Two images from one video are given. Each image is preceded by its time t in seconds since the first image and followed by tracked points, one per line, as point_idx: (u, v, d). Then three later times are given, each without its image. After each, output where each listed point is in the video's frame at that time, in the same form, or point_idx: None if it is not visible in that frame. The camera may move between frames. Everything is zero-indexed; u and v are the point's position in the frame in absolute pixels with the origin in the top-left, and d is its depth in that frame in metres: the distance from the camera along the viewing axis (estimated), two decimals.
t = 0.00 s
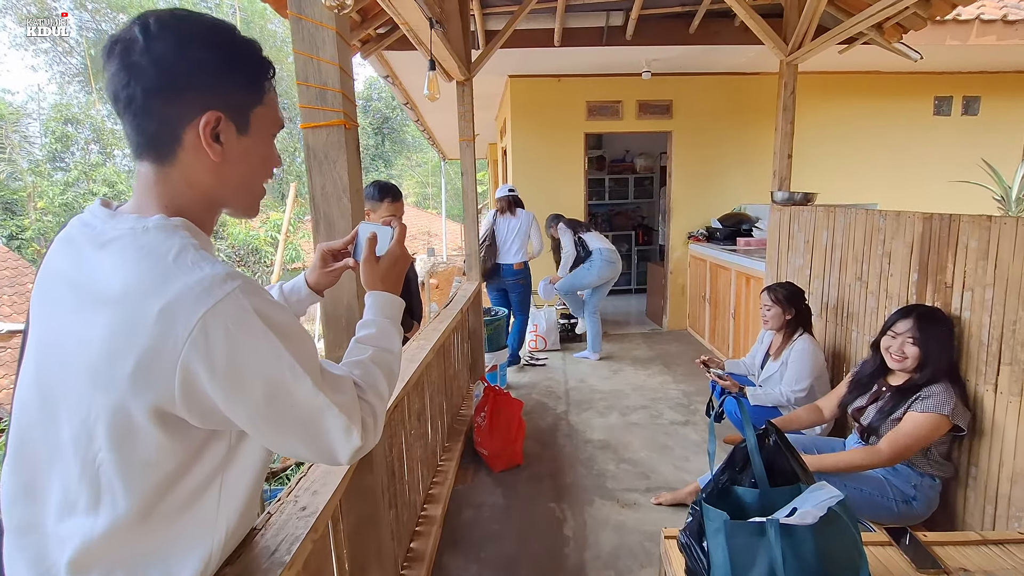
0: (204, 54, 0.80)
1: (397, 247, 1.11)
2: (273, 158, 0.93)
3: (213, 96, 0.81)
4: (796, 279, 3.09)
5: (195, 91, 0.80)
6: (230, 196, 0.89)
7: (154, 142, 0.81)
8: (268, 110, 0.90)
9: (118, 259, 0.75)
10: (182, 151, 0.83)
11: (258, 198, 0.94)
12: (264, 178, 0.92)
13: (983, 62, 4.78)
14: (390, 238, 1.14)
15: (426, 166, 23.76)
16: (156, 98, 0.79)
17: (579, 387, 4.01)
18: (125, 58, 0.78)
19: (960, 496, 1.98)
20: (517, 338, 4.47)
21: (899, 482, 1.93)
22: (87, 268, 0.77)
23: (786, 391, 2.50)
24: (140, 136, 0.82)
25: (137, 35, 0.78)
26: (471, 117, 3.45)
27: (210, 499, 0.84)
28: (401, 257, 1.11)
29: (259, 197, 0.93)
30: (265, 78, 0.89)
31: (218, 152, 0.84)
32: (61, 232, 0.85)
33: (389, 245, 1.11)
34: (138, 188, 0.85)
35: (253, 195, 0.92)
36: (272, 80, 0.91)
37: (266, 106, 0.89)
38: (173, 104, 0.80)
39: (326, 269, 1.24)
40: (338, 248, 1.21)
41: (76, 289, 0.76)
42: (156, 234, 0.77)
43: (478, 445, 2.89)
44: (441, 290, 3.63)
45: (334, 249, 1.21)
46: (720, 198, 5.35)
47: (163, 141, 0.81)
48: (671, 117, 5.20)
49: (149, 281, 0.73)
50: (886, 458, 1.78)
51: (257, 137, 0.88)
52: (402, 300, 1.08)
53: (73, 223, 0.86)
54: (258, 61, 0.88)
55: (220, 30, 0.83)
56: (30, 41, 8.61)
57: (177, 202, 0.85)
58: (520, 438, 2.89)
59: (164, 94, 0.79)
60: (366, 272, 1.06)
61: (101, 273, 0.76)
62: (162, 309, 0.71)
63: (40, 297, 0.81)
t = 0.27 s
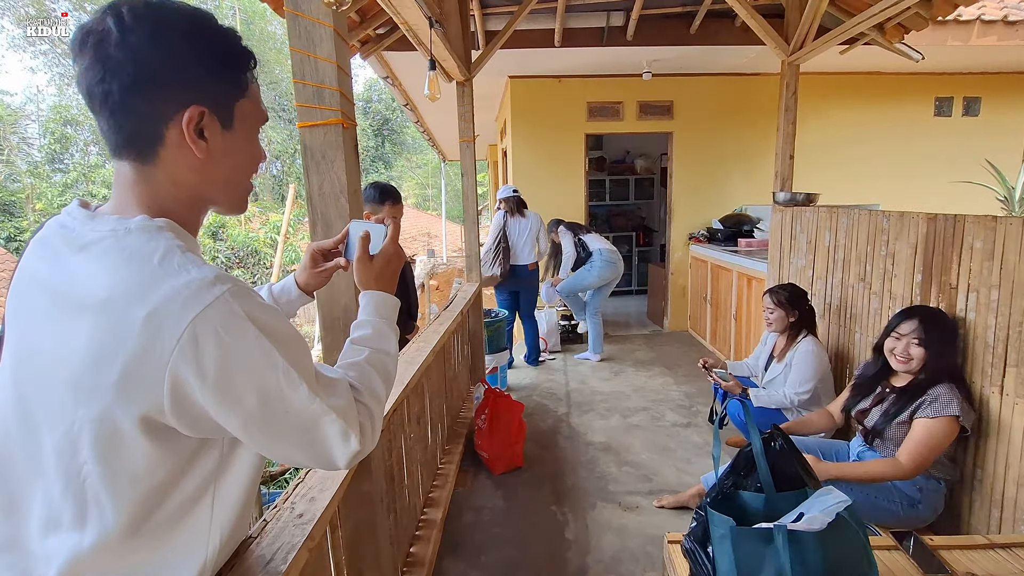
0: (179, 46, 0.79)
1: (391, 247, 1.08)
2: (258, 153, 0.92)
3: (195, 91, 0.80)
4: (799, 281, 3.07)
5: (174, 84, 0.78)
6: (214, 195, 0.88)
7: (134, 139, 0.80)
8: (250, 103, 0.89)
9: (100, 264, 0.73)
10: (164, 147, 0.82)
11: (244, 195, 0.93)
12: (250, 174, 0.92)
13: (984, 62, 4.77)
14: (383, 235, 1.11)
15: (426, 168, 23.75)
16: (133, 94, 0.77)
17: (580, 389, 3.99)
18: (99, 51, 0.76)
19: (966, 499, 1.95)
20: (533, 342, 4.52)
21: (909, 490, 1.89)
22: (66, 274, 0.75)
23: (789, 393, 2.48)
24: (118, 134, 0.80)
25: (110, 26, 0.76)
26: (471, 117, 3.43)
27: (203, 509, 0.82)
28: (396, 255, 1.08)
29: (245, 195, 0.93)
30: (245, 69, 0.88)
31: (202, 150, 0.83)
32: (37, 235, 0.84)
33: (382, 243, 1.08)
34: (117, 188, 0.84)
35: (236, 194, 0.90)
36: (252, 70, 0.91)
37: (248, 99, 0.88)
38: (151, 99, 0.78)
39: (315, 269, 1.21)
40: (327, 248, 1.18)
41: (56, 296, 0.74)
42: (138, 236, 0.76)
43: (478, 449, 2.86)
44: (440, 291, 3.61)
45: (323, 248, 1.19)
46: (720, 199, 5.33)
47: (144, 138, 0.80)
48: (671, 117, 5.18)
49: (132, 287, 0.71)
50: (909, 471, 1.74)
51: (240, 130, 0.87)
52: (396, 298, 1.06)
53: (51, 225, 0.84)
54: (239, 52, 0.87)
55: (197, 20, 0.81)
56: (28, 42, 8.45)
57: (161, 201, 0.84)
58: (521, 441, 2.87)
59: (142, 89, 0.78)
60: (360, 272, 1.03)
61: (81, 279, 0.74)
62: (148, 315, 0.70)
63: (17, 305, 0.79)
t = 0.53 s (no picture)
0: (172, 46, 0.79)
1: (390, 249, 1.07)
2: (253, 155, 0.93)
3: (188, 91, 0.81)
4: (801, 282, 3.06)
5: (165, 82, 0.79)
6: (209, 196, 0.88)
7: (127, 140, 0.81)
8: (245, 104, 0.90)
9: (98, 269, 0.73)
10: (158, 149, 0.82)
11: (240, 196, 0.94)
12: (246, 176, 0.92)
13: (985, 63, 4.77)
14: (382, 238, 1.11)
15: (426, 169, 23.74)
16: (125, 94, 0.78)
17: (581, 391, 3.98)
18: (91, 51, 0.77)
19: (971, 502, 1.95)
20: (535, 343, 4.53)
21: (911, 490, 1.88)
22: (64, 280, 0.75)
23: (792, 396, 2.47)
24: (112, 135, 0.81)
25: (101, 25, 0.77)
26: (473, 119, 3.42)
27: (206, 516, 0.81)
28: (395, 257, 1.08)
29: (241, 197, 0.93)
30: (240, 70, 0.88)
31: (195, 150, 0.84)
32: (31, 242, 0.84)
33: (382, 246, 1.08)
34: (112, 192, 0.84)
35: (231, 196, 0.91)
36: (248, 71, 0.91)
37: (243, 99, 0.89)
38: (142, 97, 0.79)
39: (314, 271, 1.20)
40: (327, 250, 1.17)
41: (55, 303, 0.74)
42: (136, 241, 0.75)
43: (481, 451, 2.85)
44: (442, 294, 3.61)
45: (322, 250, 1.18)
46: (721, 200, 5.33)
47: (136, 138, 0.80)
48: (672, 119, 5.19)
49: (130, 292, 0.71)
50: (913, 473, 1.74)
51: (235, 131, 0.87)
52: (397, 300, 1.06)
53: (44, 232, 0.83)
54: (232, 52, 0.87)
55: (190, 21, 0.82)
56: (30, 46, 8.53)
57: (155, 203, 0.85)
58: (523, 443, 2.86)
59: (134, 89, 0.78)
60: (359, 273, 1.03)
61: (80, 285, 0.73)
62: (148, 320, 0.69)
63: (14, 313, 0.78)
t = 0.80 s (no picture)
0: (183, 49, 0.81)
1: (395, 246, 1.09)
2: (262, 156, 0.94)
3: (200, 93, 0.82)
4: (798, 281, 3.09)
5: (175, 84, 0.80)
6: (219, 197, 0.90)
7: (140, 142, 0.82)
8: (253, 106, 0.91)
9: (116, 267, 0.75)
10: (169, 150, 0.84)
11: (249, 196, 0.95)
12: (255, 176, 0.94)
13: (980, 64, 4.81)
14: (389, 237, 1.12)
15: (423, 169, 23.72)
16: (139, 96, 0.79)
17: (581, 390, 4.01)
18: (105, 54, 0.78)
19: (967, 496, 1.98)
20: (534, 343, 4.55)
21: (909, 486, 1.92)
22: (82, 278, 0.76)
23: (790, 393, 2.50)
24: (125, 137, 0.82)
25: (116, 29, 0.79)
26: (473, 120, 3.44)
27: (223, 508, 0.83)
28: (400, 255, 1.09)
29: (249, 196, 0.95)
30: (249, 72, 0.90)
31: (207, 150, 0.85)
32: (46, 240, 0.85)
33: (388, 243, 1.09)
34: (126, 192, 0.86)
35: (239, 196, 0.92)
36: (257, 73, 0.93)
37: (252, 101, 0.90)
38: (154, 99, 0.80)
39: (320, 269, 1.21)
40: (332, 248, 1.19)
41: (73, 301, 0.75)
42: (152, 240, 0.77)
43: (482, 450, 2.87)
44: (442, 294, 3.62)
45: (328, 249, 1.20)
46: (719, 201, 5.36)
47: (149, 140, 0.82)
48: (670, 120, 5.22)
49: (148, 289, 0.72)
50: (910, 471, 1.76)
51: (244, 132, 0.89)
52: (403, 296, 1.07)
53: (59, 230, 0.84)
54: (241, 56, 0.89)
55: (200, 24, 0.83)
56: (29, 46, 8.49)
57: (167, 203, 0.86)
58: (524, 442, 2.88)
59: (148, 91, 0.80)
60: (367, 270, 1.04)
61: (98, 283, 0.75)
62: (167, 317, 0.71)
63: (31, 311, 0.80)
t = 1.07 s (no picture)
0: (192, 47, 0.82)
1: (397, 242, 1.10)
2: (268, 153, 0.96)
3: (209, 90, 0.83)
4: (788, 281, 3.14)
5: (184, 82, 0.82)
6: (227, 193, 0.91)
7: (150, 138, 0.83)
8: (260, 103, 0.93)
9: (129, 261, 0.76)
10: (178, 147, 0.85)
11: (256, 193, 0.96)
12: (262, 174, 0.96)
13: (964, 68, 4.90)
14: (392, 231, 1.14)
15: (415, 169, 23.68)
16: (150, 93, 0.81)
17: (574, 388, 4.04)
18: (117, 52, 0.80)
19: (953, 490, 2.03)
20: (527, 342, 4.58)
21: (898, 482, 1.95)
22: (95, 272, 0.78)
23: (779, 391, 2.54)
24: (136, 134, 0.83)
25: (128, 28, 0.80)
26: (468, 120, 3.46)
27: (232, 499, 0.85)
28: (403, 250, 1.11)
29: (257, 192, 0.96)
30: (256, 70, 0.91)
31: (216, 146, 0.87)
32: (57, 236, 0.86)
33: (391, 238, 1.11)
34: (136, 189, 0.87)
35: (247, 192, 0.94)
36: (263, 71, 0.94)
37: (259, 99, 0.92)
38: (164, 96, 0.81)
39: (322, 266, 1.23)
40: (334, 245, 1.20)
41: (86, 295, 0.77)
42: (164, 235, 0.78)
43: (477, 447, 2.89)
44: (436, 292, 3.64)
45: (330, 245, 1.21)
46: (710, 201, 5.42)
47: (159, 137, 0.83)
48: (662, 121, 5.27)
49: (161, 283, 0.74)
50: (897, 466, 1.81)
51: (251, 129, 0.90)
52: (406, 291, 1.09)
53: (71, 226, 0.86)
54: (248, 54, 0.90)
55: (208, 23, 0.85)
56: (17, 44, 8.42)
57: (176, 199, 0.87)
58: (518, 439, 2.91)
59: (158, 89, 0.81)
60: (370, 266, 1.06)
61: (110, 277, 0.76)
62: (180, 310, 0.72)
63: (44, 305, 0.81)
